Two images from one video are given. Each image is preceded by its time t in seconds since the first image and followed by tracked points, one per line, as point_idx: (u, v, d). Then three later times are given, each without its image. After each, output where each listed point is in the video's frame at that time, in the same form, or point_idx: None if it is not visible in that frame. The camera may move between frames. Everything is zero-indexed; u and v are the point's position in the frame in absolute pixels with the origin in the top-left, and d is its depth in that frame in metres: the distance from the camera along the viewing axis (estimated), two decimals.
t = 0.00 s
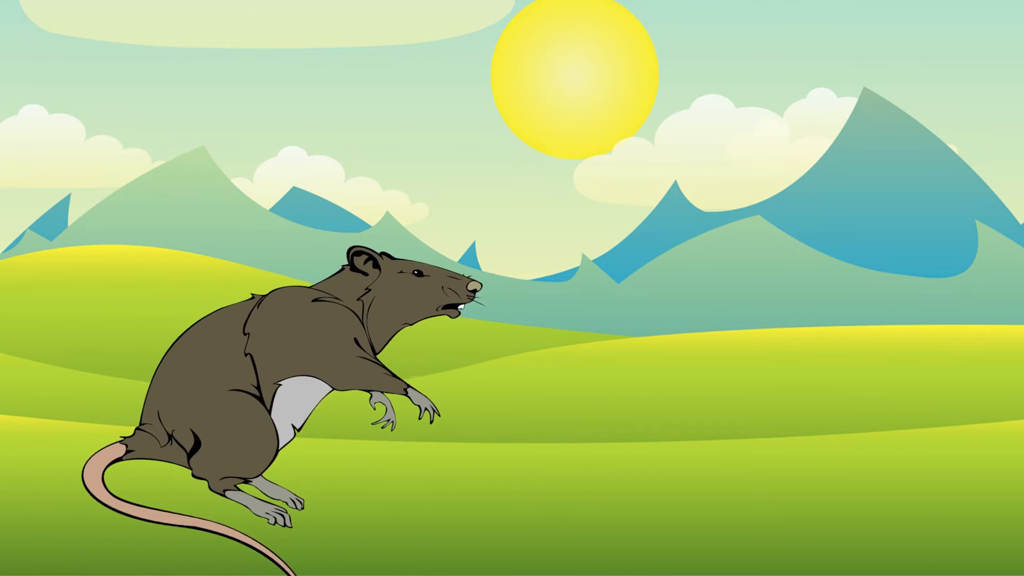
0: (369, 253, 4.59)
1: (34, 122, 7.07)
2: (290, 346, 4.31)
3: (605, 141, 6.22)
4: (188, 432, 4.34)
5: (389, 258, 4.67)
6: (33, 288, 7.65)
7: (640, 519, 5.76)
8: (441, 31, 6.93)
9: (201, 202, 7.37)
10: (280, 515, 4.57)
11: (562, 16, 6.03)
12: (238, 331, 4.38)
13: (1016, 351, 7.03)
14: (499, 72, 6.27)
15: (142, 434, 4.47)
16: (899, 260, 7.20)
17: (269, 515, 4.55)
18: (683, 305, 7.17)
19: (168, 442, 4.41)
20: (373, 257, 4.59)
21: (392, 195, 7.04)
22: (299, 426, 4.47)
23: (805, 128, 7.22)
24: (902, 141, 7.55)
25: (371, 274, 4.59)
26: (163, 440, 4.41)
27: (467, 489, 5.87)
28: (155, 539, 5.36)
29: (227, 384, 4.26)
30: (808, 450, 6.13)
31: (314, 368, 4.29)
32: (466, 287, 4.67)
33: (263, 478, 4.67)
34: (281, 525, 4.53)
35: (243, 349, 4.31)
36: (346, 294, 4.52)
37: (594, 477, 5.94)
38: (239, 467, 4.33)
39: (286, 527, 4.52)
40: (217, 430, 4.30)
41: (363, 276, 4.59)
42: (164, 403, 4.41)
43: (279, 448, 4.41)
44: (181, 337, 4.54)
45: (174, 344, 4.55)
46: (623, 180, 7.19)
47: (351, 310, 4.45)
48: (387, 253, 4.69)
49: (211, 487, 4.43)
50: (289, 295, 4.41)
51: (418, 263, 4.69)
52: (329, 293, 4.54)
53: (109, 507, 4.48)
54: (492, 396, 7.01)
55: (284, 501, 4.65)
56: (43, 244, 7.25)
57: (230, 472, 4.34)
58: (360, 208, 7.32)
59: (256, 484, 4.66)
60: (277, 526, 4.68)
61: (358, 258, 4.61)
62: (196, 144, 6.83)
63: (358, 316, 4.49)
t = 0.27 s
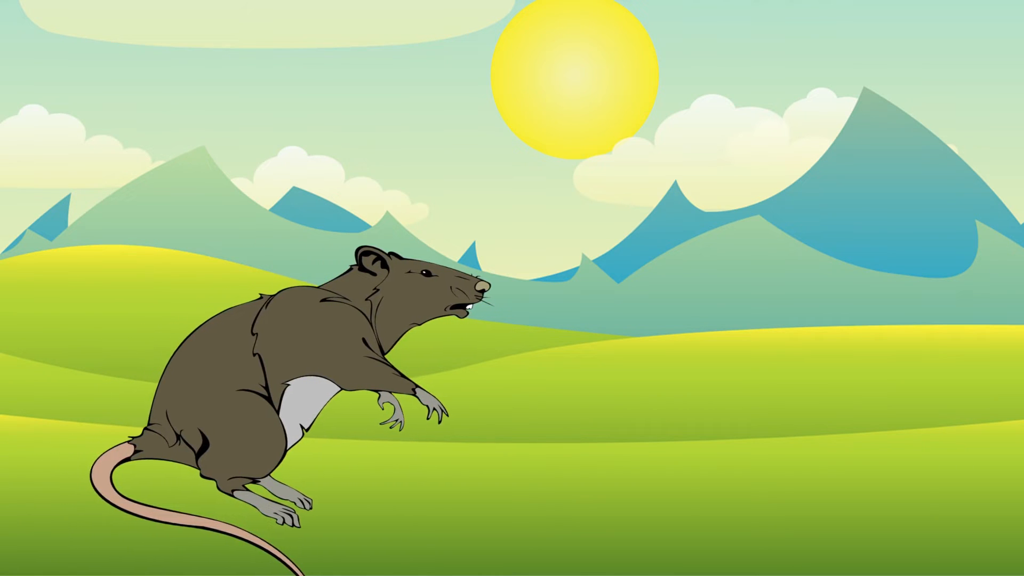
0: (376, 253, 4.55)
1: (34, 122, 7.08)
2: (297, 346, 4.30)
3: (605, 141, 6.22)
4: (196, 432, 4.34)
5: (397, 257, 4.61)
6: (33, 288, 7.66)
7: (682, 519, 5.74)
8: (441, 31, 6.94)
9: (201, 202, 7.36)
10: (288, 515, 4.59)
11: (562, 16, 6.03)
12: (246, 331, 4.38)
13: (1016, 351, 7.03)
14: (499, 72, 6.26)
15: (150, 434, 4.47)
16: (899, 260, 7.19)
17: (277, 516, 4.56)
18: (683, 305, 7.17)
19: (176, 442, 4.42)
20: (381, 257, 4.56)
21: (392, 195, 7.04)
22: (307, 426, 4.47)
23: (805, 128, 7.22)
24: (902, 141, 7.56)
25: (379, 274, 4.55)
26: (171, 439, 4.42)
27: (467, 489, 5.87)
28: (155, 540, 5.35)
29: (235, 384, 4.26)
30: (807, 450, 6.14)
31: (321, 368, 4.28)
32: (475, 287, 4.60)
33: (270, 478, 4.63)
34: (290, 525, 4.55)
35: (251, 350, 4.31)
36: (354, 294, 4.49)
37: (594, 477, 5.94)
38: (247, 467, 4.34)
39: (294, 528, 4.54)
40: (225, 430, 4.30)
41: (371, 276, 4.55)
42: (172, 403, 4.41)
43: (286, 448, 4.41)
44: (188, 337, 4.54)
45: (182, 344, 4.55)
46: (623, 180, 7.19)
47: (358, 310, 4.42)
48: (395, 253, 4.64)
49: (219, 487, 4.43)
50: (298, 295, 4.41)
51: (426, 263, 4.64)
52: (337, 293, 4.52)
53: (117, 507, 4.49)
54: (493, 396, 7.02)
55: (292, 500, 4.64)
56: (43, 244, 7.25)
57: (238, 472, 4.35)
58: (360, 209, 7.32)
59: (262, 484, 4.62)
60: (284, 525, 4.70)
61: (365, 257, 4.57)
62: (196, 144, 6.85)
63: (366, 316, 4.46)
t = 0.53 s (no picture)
0: (384, 253, 4.54)
1: (35, 122, 7.08)
2: (306, 346, 4.29)
3: (605, 141, 6.22)
4: (205, 432, 4.35)
5: (405, 257, 4.60)
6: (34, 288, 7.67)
7: (681, 519, 5.75)
8: (441, 31, 6.93)
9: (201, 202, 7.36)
10: (296, 515, 4.54)
11: (562, 16, 6.03)
12: (255, 331, 4.38)
13: (1015, 350, 7.03)
14: (500, 72, 6.26)
15: (159, 434, 4.47)
16: (899, 260, 7.19)
17: (286, 515, 4.52)
18: (682, 305, 7.16)
19: (184, 442, 4.42)
20: (389, 257, 4.54)
21: (392, 195, 7.05)
22: (316, 425, 4.45)
23: (805, 128, 7.22)
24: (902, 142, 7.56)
25: (387, 274, 4.54)
26: (180, 440, 4.42)
27: (467, 489, 5.87)
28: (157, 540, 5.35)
29: (243, 384, 4.27)
30: (808, 450, 6.13)
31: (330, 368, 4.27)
32: (483, 287, 4.58)
33: (279, 478, 4.64)
34: (298, 525, 4.50)
35: (260, 350, 4.31)
36: (362, 294, 4.47)
37: (594, 477, 5.94)
38: (256, 467, 4.34)
39: (303, 527, 4.49)
40: (234, 430, 4.30)
41: (379, 276, 4.54)
42: (180, 403, 4.42)
43: (295, 447, 4.40)
44: (197, 337, 4.55)
45: (190, 345, 4.57)
46: (623, 180, 7.19)
47: (366, 310, 4.41)
48: (403, 253, 4.62)
49: (227, 487, 4.43)
50: (306, 295, 4.42)
51: (434, 263, 4.62)
52: (345, 293, 4.51)
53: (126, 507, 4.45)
54: (493, 396, 7.01)
55: (300, 501, 4.63)
56: (43, 245, 7.25)
57: (246, 472, 4.35)
58: (361, 209, 7.32)
59: (272, 484, 4.63)
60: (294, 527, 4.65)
61: (374, 257, 4.56)
62: (196, 144, 6.86)
63: (374, 316, 4.45)
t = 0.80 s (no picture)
0: (393, 253, 4.54)
1: (35, 122, 7.04)
2: (314, 345, 4.27)
3: (606, 141, 6.22)
4: (213, 432, 4.27)
5: (413, 257, 4.59)
6: (34, 287, 7.69)
7: (627, 519, 5.58)
8: (442, 31, 6.94)
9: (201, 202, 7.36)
10: (305, 515, 4.52)
11: (561, 16, 6.03)
12: (263, 331, 4.33)
13: (1015, 353, 7.09)
14: (499, 72, 6.26)
15: (167, 434, 4.41)
16: (900, 260, 7.19)
17: (294, 516, 4.49)
18: (683, 305, 7.16)
19: (192, 442, 4.35)
20: (397, 257, 4.54)
21: (392, 195, 7.03)
22: (324, 426, 4.43)
23: (804, 128, 7.23)
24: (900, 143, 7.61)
25: (395, 274, 4.53)
26: (188, 440, 4.36)
27: (466, 489, 5.77)
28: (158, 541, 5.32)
29: (251, 384, 4.22)
30: (808, 449, 6.13)
31: (338, 368, 4.25)
32: (491, 288, 4.61)
33: (286, 478, 4.62)
34: (306, 525, 4.48)
35: (268, 350, 4.27)
36: (370, 294, 4.46)
37: (594, 477, 5.87)
38: (264, 467, 4.27)
39: (311, 527, 4.47)
40: (242, 430, 4.23)
41: (387, 276, 4.53)
42: (188, 403, 4.35)
43: (303, 448, 4.36)
44: (205, 336, 4.48)
45: (197, 344, 4.48)
46: (623, 180, 7.18)
47: (374, 310, 4.40)
48: (411, 253, 4.62)
49: (235, 487, 4.37)
50: (314, 295, 4.38)
51: (443, 263, 4.63)
52: (353, 293, 4.49)
53: (134, 507, 4.41)
54: (494, 396, 6.99)
55: (309, 501, 4.60)
56: (43, 245, 7.24)
57: (255, 472, 4.28)
58: (360, 208, 7.24)
59: (279, 484, 4.61)
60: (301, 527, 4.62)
61: (382, 258, 4.56)
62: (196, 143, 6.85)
63: (382, 316, 4.44)
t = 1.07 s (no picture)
0: (402, 253, 4.52)
1: (35, 122, 7.05)
2: (322, 346, 4.25)
3: (606, 141, 6.22)
4: (221, 432, 4.29)
5: (422, 257, 4.57)
6: (33, 288, 7.69)
7: (638, 520, 5.57)
8: (442, 31, 6.94)
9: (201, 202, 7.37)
10: (313, 515, 4.51)
11: (562, 17, 6.03)
12: (271, 331, 4.33)
13: (1014, 353, 7.08)
14: (499, 72, 6.26)
15: (175, 434, 4.42)
16: (899, 260, 7.20)
17: (302, 516, 4.49)
18: (683, 305, 7.16)
19: (201, 442, 4.36)
20: (406, 257, 4.51)
21: (392, 195, 7.03)
22: (332, 425, 4.43)
23: (804, 128, 7.23)
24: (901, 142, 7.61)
25: (403, 274, 4.52)
26: (196, 440, 4.36)
27: (466, 489, 5.77)
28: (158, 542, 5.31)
29: (259, 384, 4.22)
30: (809, 449, 6.13)
31: (346, 368, 4.25)
32: (499, 287, 4.60)
33: (295, 478, 4.58)
34: (315, 525, 4.48)
35: (276, 350, 4.26)
36: (379, 294, 4.44)
37: (594, 477, 5.85)
38: (273, 467, 4.30)
39: (320, 527, 4.47)
40: (251, 430, 4.24)
41: (395, 276, 4.52)
42: (197, 403, 4.35)
43: (312, 447, 4.37)
44: (214, 335, 4.49)
45: (206, 344, 4.49)
46: (623, 180, 7.18)
47: (383, 310, 4.39)
48: (420, 253, 4.60)
49: (244, 487, 4.40)
50: (323, 295, 4.37)
51: (451, 263, 4.61)
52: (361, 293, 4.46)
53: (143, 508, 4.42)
54: (494, 396, 6.98)
55: (317, 501, 4.58)
56: (43, 245, 7.24)
57: (263, 472, 4.31)
58: (360, 208, 7.24)
59: (287, 484, 4.56)
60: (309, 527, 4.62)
61: (390, 258, 4.54)
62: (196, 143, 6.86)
63: (390, 316, 4.43)
